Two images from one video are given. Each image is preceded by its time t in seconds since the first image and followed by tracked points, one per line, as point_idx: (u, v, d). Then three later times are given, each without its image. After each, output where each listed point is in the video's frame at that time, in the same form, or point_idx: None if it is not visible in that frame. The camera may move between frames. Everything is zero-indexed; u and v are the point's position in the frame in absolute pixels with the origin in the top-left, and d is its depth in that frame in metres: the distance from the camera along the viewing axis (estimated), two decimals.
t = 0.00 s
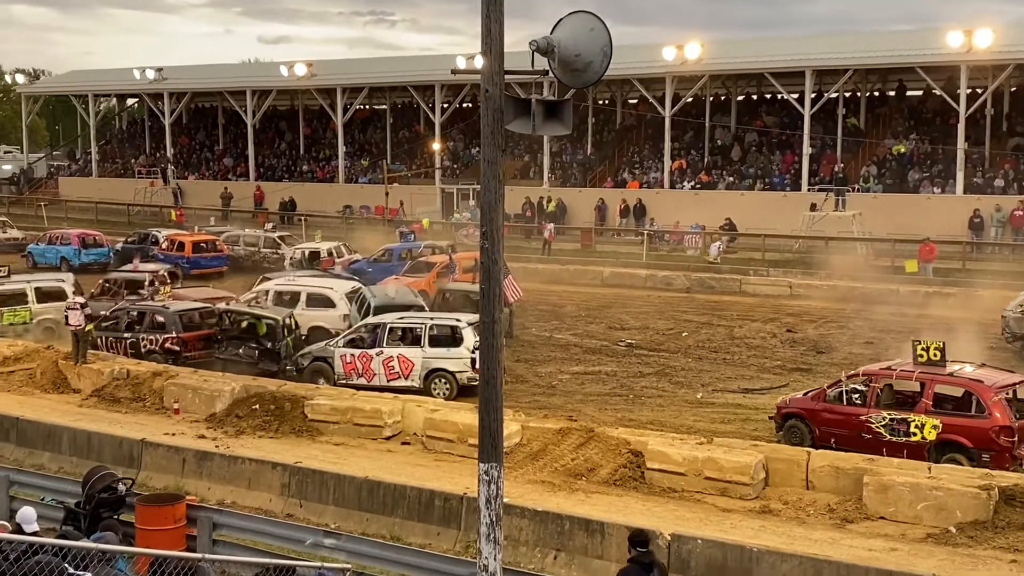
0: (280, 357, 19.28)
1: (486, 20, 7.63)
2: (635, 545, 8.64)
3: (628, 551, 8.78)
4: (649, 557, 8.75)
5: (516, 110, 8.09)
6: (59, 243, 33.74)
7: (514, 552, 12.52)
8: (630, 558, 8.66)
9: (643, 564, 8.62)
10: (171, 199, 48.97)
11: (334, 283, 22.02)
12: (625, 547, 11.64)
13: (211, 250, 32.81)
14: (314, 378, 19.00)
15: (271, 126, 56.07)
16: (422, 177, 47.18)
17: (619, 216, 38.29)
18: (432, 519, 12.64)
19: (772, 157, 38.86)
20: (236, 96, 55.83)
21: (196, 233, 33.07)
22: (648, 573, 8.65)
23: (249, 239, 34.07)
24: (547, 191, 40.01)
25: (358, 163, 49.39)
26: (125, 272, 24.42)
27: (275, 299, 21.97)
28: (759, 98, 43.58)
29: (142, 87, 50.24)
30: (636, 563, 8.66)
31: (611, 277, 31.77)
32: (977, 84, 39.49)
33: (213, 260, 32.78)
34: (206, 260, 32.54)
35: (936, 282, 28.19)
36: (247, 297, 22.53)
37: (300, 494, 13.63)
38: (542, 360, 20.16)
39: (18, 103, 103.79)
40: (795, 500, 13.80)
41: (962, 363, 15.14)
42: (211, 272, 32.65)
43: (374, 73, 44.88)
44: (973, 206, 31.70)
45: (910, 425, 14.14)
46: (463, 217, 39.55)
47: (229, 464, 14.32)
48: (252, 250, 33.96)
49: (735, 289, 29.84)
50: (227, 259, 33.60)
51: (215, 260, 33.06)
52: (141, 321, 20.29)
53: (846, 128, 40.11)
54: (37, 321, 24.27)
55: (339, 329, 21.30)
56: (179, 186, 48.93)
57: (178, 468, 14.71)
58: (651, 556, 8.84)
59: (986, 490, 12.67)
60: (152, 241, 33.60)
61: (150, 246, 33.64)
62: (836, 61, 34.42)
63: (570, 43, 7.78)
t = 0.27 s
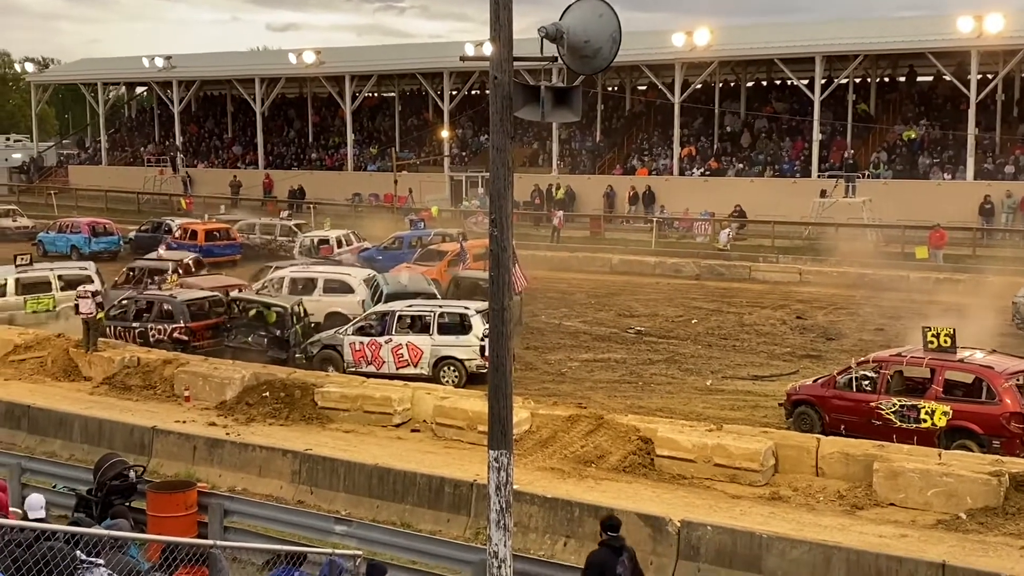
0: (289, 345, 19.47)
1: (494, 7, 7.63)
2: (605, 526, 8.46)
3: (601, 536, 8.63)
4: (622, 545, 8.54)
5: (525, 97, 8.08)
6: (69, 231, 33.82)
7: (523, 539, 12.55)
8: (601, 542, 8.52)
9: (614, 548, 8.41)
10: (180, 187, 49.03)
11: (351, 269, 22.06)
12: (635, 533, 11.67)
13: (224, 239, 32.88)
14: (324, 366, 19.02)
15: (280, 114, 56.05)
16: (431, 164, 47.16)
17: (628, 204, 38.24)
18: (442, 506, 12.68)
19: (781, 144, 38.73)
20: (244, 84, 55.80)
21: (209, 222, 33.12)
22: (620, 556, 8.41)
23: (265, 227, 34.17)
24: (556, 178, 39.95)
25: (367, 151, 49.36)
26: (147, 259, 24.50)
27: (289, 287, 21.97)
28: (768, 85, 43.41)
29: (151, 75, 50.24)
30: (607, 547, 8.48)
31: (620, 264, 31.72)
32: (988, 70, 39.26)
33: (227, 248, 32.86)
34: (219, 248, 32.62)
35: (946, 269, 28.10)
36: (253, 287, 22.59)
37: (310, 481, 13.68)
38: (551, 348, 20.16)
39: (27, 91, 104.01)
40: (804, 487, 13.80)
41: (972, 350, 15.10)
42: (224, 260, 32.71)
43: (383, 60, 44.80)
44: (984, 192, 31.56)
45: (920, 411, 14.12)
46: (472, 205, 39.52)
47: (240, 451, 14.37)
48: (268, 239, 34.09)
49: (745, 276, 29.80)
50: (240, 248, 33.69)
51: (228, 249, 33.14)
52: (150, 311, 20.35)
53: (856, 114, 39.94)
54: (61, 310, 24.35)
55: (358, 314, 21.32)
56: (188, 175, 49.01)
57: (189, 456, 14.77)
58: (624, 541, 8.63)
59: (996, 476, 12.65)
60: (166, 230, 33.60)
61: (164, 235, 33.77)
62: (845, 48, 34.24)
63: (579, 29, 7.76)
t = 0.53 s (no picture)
0: (291, 338, 19.44)
1: None
2: (572, 503, 8.37)
3: (567, 513, 8.52)
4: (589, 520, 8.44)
5: (527, 89, 8.06)
6: (70, 224, 33.82)
7: (526, 531, 12.56)
8: (568, 519, 8.41)
9: (582, 523, 8.33)
10: (182, 180, 49.02)
11: (355, 262, 22.09)
12: (637, 525, 11.68)
13: (231, 232, 32.84)
14: (326, 359, 19.03)
15: (281, 106, 56.02)
16: (433, 157, 47.14)
17: (630, 196, 38.22)
18: (444, 498, 12.69)
19: (784, 136, 38.69)
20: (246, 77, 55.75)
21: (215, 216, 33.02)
22: (588, 532, 8.35)
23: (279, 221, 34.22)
24: (558, 170, 39.92)
25: (369, 143, 49.32)
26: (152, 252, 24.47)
27: (292, 279, 21.93)
28: (770, 77, 43.34)
29: (153, 68, 50.20)
30: (574, 523, 8.38)
31: (623, 256, 31.69)
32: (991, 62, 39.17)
33: (233, 242, 32.82)
34: (226, 242, 32.55)
35: (949, 261, 28.08)
36: (256, 279, 22.58)
37: (312, 474, 13.69)
38: (554, 340, 20.16)
39: (29, 84, 103.98)
40: (807, 479, 13.81)
41: (974, 341, 15.08)
42: (231, 254, 32.64)
43: (385, 53, 44.73)
44: (987, 184, 31.53)
45: (922, 404, 14.12)
46: (474, 197, 39.50)
47: (242, 444, 14.38)
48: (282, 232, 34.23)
49: (747, 269, 29.79)
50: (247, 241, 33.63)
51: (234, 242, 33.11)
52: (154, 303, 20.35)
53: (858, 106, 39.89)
54: (64, 300, 24.39)
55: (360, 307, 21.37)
56: (190, 167, 48.99)
57: (192, 448, 14.79)
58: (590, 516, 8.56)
59: (999, 469, 12.65)
60: (173, 223, 33.59)
61: (170, 228, 33.78)
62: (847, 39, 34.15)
63: (581, 21, 7.74)
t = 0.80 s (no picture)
0: (289, 337, 19.39)
1: None
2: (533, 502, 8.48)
3: (527, 512, 8.62)
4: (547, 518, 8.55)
5: (525, 88, 8.06)
6: (68, 223, 33.80)
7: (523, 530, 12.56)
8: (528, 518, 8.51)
9: (542, 522, 8.44)
10: (179, 179, 48.99)
11: (352, 261, 22.10)
12: (635, 524, 11.69)
13: (232, 232, 32.75)
14: (324, 358, 19.02)
15: (279, 105, 55.99)
16: (431, 156, 47.13)
17: (628, 194, 38.23)
18: (442, 497, 12.69)
19: (781, 134, 38.70)
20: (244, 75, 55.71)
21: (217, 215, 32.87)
22: (548, 531, 8.48)
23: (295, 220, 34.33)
24: (556, 169, 39.92)
25: (367, 142, 49.30)
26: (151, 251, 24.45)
27: (290, 278, 21.91)
28: (768, 75, 43.35)
29: (150, 67, 50.15)
30: (535, 523, 8.50)
31: (621, 255, 31.68)
32: (989, 60, 39.21)
33: (234, 242, 32.74)
34: (228, 241, 32.42)
35: (947, 259, 28.10)
36: (254, 278, 22.58)
37: (310, 472, 13.68)
38: (552, 339, 20.15)
39: (27, 83, 103.90)
40: (805, 478, 13.82)
41: (972, 340, 15.09)
42: (232, 254, 32.54)
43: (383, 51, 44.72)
44: (985, 182, 31.56)
45: (920, 403, 14.13)
46: (472, 196, 39.50)
47: (240, 443, 14.38)
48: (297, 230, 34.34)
49: (745, 267, 29.80)
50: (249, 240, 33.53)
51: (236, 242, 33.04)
52: (151, 302, 20.34)
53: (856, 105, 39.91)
54: (62, 300, 24.37)
55: (358, 305, 21.37)
56: (188, 166, 48.97)
57: (190, 447, 14.79)
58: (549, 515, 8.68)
59: (996, 467, 12.67)
60: (177, 222, 33.73)
61: (173, 227, 33.88)
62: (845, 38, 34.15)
63: (579, 20, 7.73)
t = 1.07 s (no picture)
0: (285, 338, 19.37)
1: None
2: (494, 488, 8.18)
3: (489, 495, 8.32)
4: (508, 501, 8.23)
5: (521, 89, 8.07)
6: (64, 224, 33.76)
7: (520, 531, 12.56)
8: (490, 503, 8.23)
9: (503, 507, 8.17)
10: (176, 180, 48.93)
11: (349, 262, 22.11)
12: (632, 525, 11.69)
13: (235, 235, 32.62)
14: (321, 359, 19.01)
15: (276, 106, 55.97)
16: (427, 157, 47.12)
17: (624, 195, 38.23)
18: (439, 499, 12.69)
19: (777, 135, 38.72)
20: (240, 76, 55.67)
21: (219, 217, 32.78)
22: (510, 516, 8.20)
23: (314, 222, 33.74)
24: (553, 170, 39.91)
25: (364, 143, 49.28)
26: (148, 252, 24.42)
27: (286, 279, 21.91)
28: (765, 76, 43.38)
29: (146, 68, 50.10)
30: (496, 507, 8.23)
31: (617, 256, 31.69)
32: (985, 61, 39.27)
33: (237, 245, 32.60)
34: (229, 244, 32.21)
35: (942, 260, 28.15)
36: (251, 279, 22.57)
37: (307, 474, 13.66)
38: (549, 340, 20.16)
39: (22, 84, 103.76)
40: (801, 478, 13.82)
41: (969, 341, 15.11)
42: (234, 257, 32.35)
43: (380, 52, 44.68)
44: (980, 183, 31.61)
45: (916, 403, 14.14)
46: (468, 196, 39.49)
47: (237, 444, 14.36)
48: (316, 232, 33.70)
49: (741, 268, 29.82)
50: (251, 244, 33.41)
51: (240, 245, 32.94)
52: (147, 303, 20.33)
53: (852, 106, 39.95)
54: (58, 302, 24.33)
55: (354, 306, 21.37)
56: (185, 167, 48.92)
57: (186, 449, 14.77)
58: (512, 499, 8.38)
59: (993, 468, 12.69)
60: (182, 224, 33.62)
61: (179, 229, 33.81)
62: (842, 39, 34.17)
63: (576, 21, 7.74)
